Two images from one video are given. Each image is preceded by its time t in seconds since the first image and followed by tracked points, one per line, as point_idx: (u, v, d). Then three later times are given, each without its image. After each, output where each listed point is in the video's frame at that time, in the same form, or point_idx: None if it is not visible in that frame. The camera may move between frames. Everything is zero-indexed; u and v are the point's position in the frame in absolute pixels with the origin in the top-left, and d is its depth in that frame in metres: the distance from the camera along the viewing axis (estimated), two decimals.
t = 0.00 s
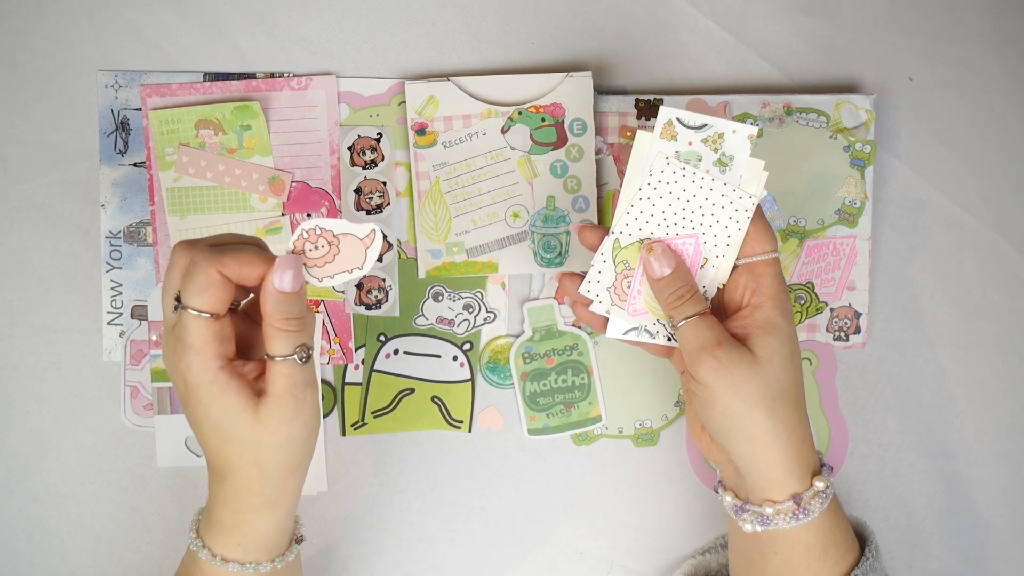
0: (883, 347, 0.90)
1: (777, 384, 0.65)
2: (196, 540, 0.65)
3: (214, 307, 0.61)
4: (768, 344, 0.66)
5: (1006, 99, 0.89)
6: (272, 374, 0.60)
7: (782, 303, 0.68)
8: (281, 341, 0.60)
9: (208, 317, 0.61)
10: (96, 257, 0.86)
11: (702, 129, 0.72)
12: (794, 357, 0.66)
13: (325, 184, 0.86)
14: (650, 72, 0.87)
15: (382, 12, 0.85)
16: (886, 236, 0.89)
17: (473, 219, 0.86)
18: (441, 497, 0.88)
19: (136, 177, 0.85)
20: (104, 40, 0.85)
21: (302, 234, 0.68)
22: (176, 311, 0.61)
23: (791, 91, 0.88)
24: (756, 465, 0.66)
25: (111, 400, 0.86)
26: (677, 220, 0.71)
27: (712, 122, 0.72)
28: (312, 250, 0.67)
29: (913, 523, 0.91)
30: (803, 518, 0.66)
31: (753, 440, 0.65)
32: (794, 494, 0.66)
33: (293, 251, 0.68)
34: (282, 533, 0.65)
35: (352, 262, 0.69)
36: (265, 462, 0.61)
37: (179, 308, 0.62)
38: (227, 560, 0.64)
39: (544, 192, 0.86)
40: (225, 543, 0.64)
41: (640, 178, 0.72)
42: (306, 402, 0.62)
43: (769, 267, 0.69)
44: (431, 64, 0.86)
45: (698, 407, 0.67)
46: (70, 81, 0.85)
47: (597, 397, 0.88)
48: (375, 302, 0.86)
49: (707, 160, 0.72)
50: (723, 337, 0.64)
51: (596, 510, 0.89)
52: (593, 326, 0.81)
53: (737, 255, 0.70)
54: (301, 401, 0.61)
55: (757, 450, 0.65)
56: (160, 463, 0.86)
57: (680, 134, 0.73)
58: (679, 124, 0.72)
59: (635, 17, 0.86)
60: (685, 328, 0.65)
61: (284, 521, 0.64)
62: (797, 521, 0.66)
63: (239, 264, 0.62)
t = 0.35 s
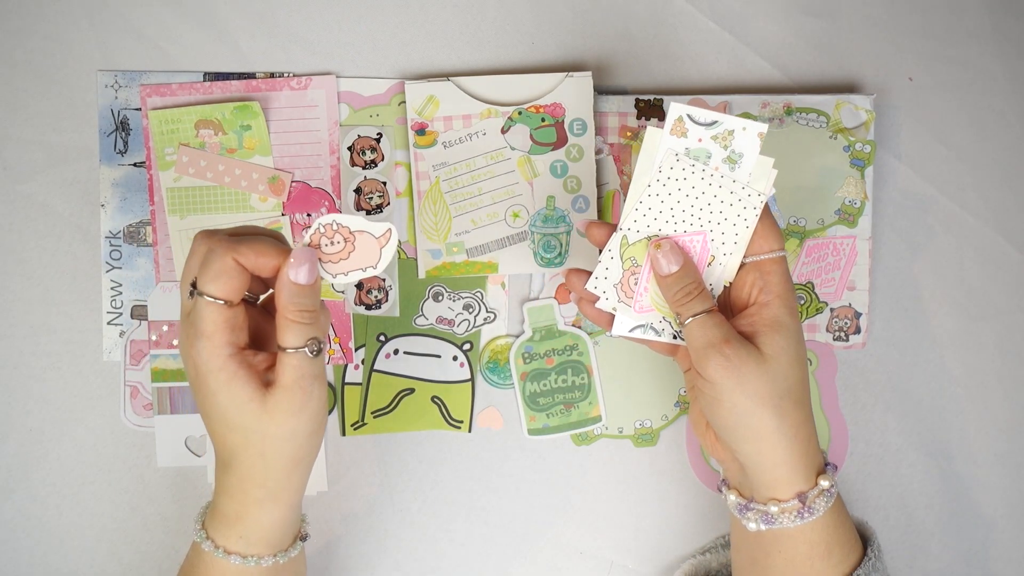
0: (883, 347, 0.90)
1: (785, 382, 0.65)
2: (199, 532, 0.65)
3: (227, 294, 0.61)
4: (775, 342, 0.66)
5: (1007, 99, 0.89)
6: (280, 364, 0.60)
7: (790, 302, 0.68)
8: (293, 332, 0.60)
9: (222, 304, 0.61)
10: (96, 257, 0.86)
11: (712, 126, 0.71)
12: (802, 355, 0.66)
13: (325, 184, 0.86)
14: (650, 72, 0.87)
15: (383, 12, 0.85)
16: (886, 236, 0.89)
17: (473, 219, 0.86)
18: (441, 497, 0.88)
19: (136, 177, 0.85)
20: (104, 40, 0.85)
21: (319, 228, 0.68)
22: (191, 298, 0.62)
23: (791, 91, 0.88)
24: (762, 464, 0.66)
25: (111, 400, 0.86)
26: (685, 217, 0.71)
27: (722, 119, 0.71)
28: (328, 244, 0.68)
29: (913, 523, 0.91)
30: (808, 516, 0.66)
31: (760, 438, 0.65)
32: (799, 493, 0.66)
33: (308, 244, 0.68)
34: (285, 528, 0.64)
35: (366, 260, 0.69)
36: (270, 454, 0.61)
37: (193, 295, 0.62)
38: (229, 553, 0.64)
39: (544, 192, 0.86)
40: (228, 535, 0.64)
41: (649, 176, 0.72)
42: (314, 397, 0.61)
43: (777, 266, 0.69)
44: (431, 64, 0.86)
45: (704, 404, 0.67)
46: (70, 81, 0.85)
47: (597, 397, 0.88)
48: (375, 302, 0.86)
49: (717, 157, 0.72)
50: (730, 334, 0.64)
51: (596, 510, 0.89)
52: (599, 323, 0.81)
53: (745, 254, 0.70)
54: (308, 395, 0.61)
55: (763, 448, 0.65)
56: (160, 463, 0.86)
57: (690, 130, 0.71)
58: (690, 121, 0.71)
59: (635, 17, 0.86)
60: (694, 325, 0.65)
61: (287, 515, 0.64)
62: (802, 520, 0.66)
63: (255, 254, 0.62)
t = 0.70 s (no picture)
0: (883, 347, 0.90)
1: (793, 379, 0.65)
2: (205, 527, 0.65)
3: (238, 288, 0.61)
4: (784, 339, 0.66)
5: (1007, 99, 0.89)
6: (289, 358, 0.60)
7: (798, 299, 0.68)
8: (301, 327, 0.60)
9: (232, 298, 0.61)
10: (96, 257, 0.86)
11: (726, 122, 0.71)
12: (810, 353, 0.66)
13: (324, 184, 0.86)
14: (650, 72, 0.87)
15: (383, 12, 0.85)
16: (886, 236, 0.89)
17: (473, 219, 0.86)
18: (441, 497, 0.88)
19: (136, 177, 0.85)
20: (104, 40, 0.85)
21: (329, 225, 0.68)
22: (202, 291, 0.62)
23: (791, 91, 0.88)
24: (768, 461, 0.66)
25: (111, 400, 0.86)
26: (696, 213, 0.71)
27: (736, 116, 0.70)
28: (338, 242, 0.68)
29: (913, 523, 0.91)
30: (813, 514, 0.66)
31: (767, 435, 0.65)
32: (804, 491, 0.67)
33: (318, 241, 0.68)
34: (290, 524, 0.65)
35: (376, 257, 0.70)
36: (277, 449, 0.61)
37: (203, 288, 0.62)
38: (234, 548, 0.64)
39: (544, 192, 0.86)
40: (233, 530, 0.64)
41: (660, 171, 0.72)
42: (322, 393, 0.61)
43: (786, 263, 0.70)
44: (431, 64, 0.86)
45: (711, 400, 0.67)
46: (70, 81, 0.85)
47: (597, 397, 0.88)
48: (375, 302, 0.86)
49: (729, 154, 0.71)
50: (739, 331, 0.64)
51: (596, 510, 0.89)
52: (606, 318, 0.81)
53: (754, 251, 0.70)
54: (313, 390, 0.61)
55: (770, 445, 0.65)
56: (160, 463, 0.86)
57: (703, 126, 0.71)
58: (704, 117, 0.71)
59: (635, 17, 0.86)
60: (702, 322, 0.65)
61: (292, 512, 0.64)
62: (807, 518, 0.66)
63: (266, 249, 0.62)
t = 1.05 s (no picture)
0: (883, 347, 0.90)
1: (801, 378, 0.65)
2: (206, 529, 0.65)
3: (257, 291, 0.61)
4: (793, 338, 0.66)
5: (1007, 99, 0.89)
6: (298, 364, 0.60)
7: (807, 298, 0.68)
8: (314, 334, 0.60)
9: (251, 299, 0.61)
10: (96, 257, 0.86)
11: (738, 120, 0.71)
12: (818, 352, 0.66)
13: (325, 184, 0.86)
14: (651, 72, 0.87)
15: (383, 12, 0.85)
16: (886, 236, 0.89)
17: (473, 219, 0.86)
18: (441, 497, 0.88)
19: (136, 177, 0.85)
20: (104, 40, 0.85)
21: (353, 236, 0.69)
22: (222, 290, 0.62)
23: (791, 91, 0.88)
24: (776, 460, 0.66)
25: (111, 400, 0.87)
26: (706, 210, 0.71)
27: (748, 113, 0.71)
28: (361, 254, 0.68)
29: (913, 523, 0.91)
30: (819, 514, 0.66)
31: (773, 434, 0.65)
32: (811, 490, 0.67)
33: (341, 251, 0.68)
34: (289, 533, 0.64)
35: (396, 273, 0.70)
36: (278, 455, 0.61)
37: (224, 287, 0.62)
38: (232, 553, 0.64)
39: (544, 192, 0.86)
40: (233, 534, 0.64)
41: (673, 167, 0.72)
42: (327, 402, 0.61)
43: (796, 261, 0.69)
44: (431, 64, 0.86)
45: (719, 398, 0.67)
46: (69, 81, 0.85)
47: (597, 397, 0.88)
48: (375, 302, 0.86)
49: (741, 151, 0.72)
50: (748, 329, 0.64)
51: (596, 510, 0.89)
52: (614, 313, 0.82)
53: (764, 249, 0.70)
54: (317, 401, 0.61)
55: (777, 444, 0.65)
56: (160, 463, 0.86)
57: (716, 123, 0.72)
58: (717, 114, 0.71)
59: (635, 17, 0.87)
60: (712, 319, 0.65)
61: (291, 521, 0.64)
62: (812, 518, 0.66)
63: (288, 255, 0.62)
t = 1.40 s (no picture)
0: (883, 348, 0.90)
1: (810, 372, 0.64)
2: None
3: (278, 330, 0.62)
4: (803, 330, 0.66)
5: (1006, 99, 0.89)
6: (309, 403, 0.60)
7: (817, 291, 0.68)
8: (328, 370, 0.60)
9: (269, 338, 0.61)
10: (96, 257, 0.86)
11: (750, 113, 0.71)
12: (827, 347, 0.66)
13: (325, 184, 0.86)
14: (651, 72, 0.87)
15: (383, 12, 0.86)
16: (886, 236, 0.89)
17: (473, 219, 0.86)
18: (440, 497, 0.88)
19: (136, 176, 0.85)
20: (104, 40, 0.85)
21: (373, 275, 0.67)
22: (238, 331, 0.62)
23: (791, 91, 0.88)
24: (783, 453, 0.66)
25: (110, 400, 0.87)
26: (717, 203, 0.71)
27: (761, 106, 0.70)
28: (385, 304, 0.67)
29: (913, 524, 0.91)
30: (825, 508, 0.66)
31: (782, 427, 0.65)
32: (818, 484, 0.66)
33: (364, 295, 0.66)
34: None
35: (420, 312, 0.69)
36: (281, 503, 0.59)
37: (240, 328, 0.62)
38: None
39: (544, 192, 0.86)
40: None
41: (684, 160, 0.72)
42: (336, 444, 0.61)
43: (805, 256, 0.70)
44: (431, 64, 0.86)
45: (727, 391, 0.67)
46: (70, 81, 0.85)
47: (597, 397, 0.88)
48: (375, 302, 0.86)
49: (753, 144, 0.71)
50: (758, 321, 0.64)
51: (596, 510, 0.89)
52: (625, 307, 0.82)
53: (774, 242, 0.71)
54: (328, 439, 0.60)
55: (785, 436, 0.65)
56: (160, 463, 0.86)
57: (728, 116, 0.71)
58: (728, 106, 0.71)
59: (635, 17, 0.87)
60: (721, 310, 0.65)
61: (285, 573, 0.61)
62: (819, 511, 0.66)
63: (312, 293, 0.65)
